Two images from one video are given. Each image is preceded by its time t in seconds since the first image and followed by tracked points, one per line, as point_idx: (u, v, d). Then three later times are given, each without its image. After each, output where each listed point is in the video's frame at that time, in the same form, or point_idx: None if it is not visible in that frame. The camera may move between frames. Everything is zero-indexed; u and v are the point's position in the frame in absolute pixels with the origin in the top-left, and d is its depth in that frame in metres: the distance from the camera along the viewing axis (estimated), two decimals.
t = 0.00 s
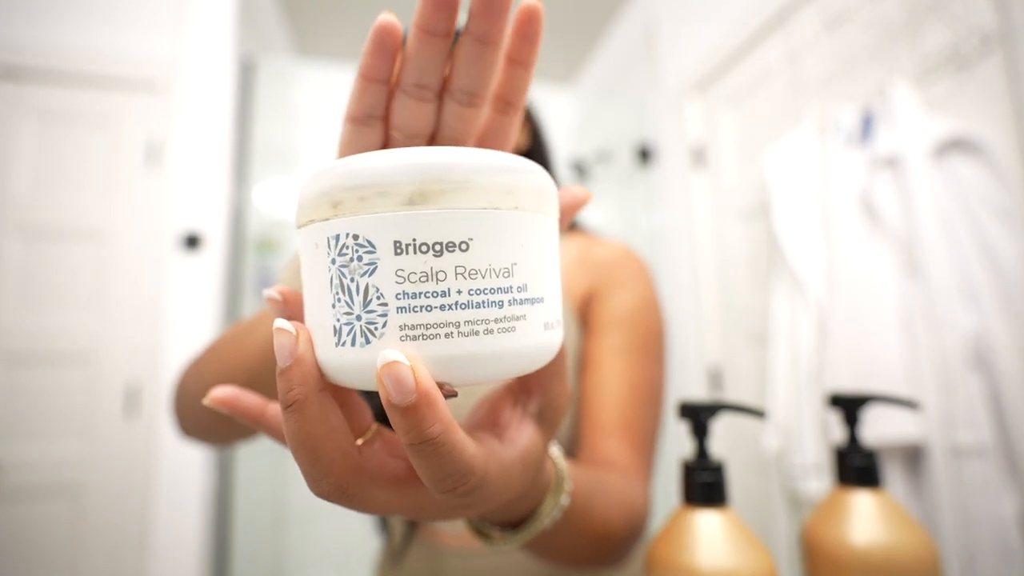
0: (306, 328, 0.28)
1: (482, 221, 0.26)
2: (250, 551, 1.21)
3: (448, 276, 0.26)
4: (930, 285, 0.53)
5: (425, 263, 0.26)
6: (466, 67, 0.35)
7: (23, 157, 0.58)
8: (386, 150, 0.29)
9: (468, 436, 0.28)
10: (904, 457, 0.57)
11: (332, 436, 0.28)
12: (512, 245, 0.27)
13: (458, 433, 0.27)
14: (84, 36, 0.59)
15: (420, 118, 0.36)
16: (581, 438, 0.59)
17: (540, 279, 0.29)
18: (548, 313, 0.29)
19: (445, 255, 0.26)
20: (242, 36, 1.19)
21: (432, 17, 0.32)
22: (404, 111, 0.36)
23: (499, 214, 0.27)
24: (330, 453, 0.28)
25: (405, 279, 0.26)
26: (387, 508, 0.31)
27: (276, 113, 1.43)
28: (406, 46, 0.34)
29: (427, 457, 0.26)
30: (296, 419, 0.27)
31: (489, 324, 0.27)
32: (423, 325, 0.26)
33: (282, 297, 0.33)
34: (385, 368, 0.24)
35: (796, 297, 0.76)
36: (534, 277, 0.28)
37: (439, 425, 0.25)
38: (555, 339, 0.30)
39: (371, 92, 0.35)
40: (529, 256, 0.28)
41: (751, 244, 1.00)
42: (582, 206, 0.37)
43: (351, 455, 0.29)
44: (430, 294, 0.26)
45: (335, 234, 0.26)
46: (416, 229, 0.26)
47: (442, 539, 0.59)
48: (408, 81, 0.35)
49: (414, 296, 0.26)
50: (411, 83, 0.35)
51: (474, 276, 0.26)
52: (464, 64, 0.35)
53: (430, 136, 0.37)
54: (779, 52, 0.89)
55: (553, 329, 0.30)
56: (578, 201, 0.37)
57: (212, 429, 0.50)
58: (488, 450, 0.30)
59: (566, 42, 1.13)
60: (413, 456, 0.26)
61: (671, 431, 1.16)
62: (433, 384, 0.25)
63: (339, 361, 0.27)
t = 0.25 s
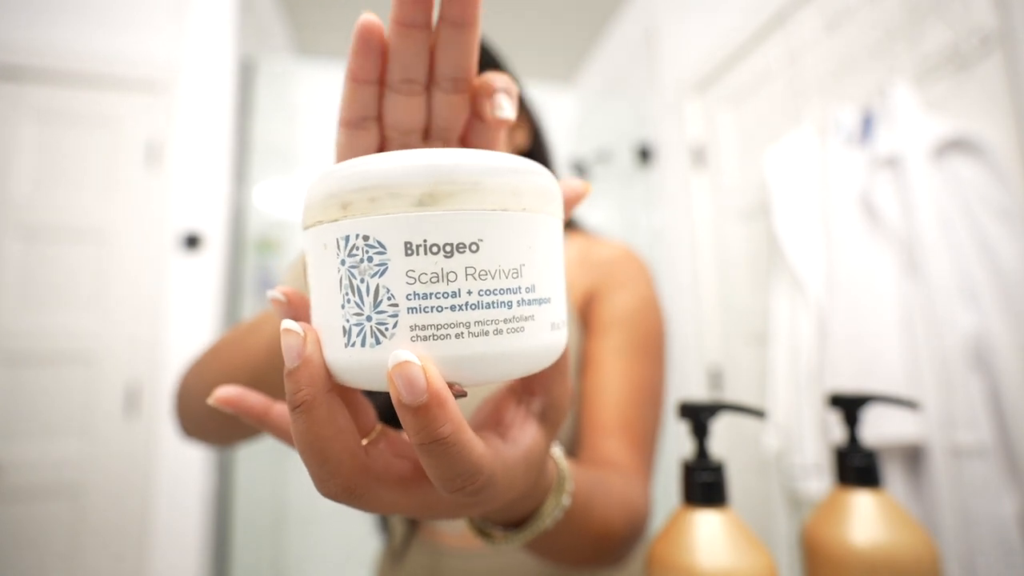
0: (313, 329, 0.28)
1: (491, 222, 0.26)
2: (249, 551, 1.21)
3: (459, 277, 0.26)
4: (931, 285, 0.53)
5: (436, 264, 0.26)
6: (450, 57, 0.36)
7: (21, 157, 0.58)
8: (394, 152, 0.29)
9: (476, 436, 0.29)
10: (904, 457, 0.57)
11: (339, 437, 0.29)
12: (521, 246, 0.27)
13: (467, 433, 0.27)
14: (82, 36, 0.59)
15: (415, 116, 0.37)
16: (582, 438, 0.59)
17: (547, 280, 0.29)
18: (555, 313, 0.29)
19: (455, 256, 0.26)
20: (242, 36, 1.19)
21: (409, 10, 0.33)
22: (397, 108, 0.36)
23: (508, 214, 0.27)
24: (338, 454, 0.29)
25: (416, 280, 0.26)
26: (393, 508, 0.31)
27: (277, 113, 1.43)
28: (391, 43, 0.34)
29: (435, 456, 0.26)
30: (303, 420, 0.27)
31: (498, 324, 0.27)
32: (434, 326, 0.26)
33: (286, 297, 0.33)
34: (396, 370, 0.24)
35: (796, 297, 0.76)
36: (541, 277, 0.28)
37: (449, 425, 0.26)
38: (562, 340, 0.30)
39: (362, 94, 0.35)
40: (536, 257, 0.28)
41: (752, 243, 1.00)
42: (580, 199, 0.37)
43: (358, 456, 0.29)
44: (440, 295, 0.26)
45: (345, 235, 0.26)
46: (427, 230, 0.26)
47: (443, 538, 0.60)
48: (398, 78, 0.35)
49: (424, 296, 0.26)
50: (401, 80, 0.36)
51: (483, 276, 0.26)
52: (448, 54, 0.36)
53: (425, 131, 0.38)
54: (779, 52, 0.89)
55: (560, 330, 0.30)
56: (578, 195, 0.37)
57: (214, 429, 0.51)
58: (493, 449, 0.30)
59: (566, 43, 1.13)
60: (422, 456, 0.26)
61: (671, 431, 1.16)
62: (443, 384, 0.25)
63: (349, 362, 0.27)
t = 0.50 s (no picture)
0: (315, 326, 0.28)
1: (493, 223, 0.26)
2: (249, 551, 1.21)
3: (460, 277, 0.26)
4: (931, 285, 0.53)
5: (438, 264, 0.26)
6: (455, 62, 0.35)
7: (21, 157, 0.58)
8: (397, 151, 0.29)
9: (476, 435, 0.29)
10: (904, 458, 0.57)
11: (341, 434, 0.28)
12: (522, 247, 0.27)
13: (468, 432, 0.27)
14: (82, 35, 0.59)
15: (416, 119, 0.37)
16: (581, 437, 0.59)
17: (548, 281, 0.29)
18: (555, 314, 0.29)
19: (457, 257, 0.26)
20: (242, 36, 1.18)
21: (414, 15, 0.33)
22: (399, 110, 0.36)
23: (510, 215, 0.27)
24: (339, 451, 0.28)
25: (417, 280, 0.26)
26: (394, 505, 0.31)
27: (276, 113, 1.43)
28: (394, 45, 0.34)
29: (436, 455, 0.26)
30: (305, 417, 0.27)
31: (499, 324, 0.27)
32: (435, 325, 0.26)
33: (291, 296, 0.33)
34: (398, 369, 0.24)
35: (796, 297, 0.76)
36: (543, 277, 0.28)
37: (450, 425, 0.26)
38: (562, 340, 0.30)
39: (365, 94, 0.36)
40: (538, 258, 0.28)
41: (752, 243, 1.00)
42: (583, 195, 0.38)
43: (358, 453, 0.29)
44: (442, 295, 0.26)
45: (347, 234, 0.26)
46: (429, 230, 0.26)
47: (443, 538, 0.60)
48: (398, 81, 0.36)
49: (426, 296, 0.26)
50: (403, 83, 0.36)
51: (485, 277, 0.26)
52: (452, 59, 0.35)
53: (427, 132, 0.38)
54: (779, 52, 0.89)
55: (560, 330, 0.30)
56: (578, 193, 0.37)
57: (213, 428, 0.51)
58: (493, 449, 0.30)
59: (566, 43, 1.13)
60: (422, 455, 0.26)
61: (671, 431, 1.16)
62: (444, 384, 0.25)
63: (351, 361, 0.27)
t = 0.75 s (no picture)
0: (319, 325, 0.28)
1: (499, 223, 0.26)
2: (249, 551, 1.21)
3: (466, 277, 0.26)
4: (931, 285, 0.53)
5: (444, 264, 0.26)
6: (458, 60, 0.35)
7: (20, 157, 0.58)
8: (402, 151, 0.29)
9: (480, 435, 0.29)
10: (904, 458, 0.57)
11: (345, 435, 0.28)
12: (528, 247, 0.27)
13: (472, 432, 0.27)
14: (81, 36, 0.59)
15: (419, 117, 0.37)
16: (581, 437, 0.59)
17: (553, 280, 0.29)
18: (560, 313, 0.29)
19: (463, 257, 0.26)
20: (242, 36, 1.19)
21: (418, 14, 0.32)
22: (401, 109, 0.36)
23: (516, 215, 0.27)
24: (343, 451, 0.28)
25: (423, 279, 0.26)
26: (398, 504, 0.31)
27: (276, 113, 1.43)
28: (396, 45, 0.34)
29: (440, 455, 0.26)
30: (309, 417, 0.27)
31: (504, 324, 0.27)
32: (441, 325, 0.26)
33: (292, 294, 0.33)
34: (404, 369, 0.24)
35: (796, 297, 0.76)
36: (547, 278, 0.28)
37: (455, 424, 0.26)
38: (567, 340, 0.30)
39: (367, 93, 0.35)
40: (542, 259, 0.28)
41: (752, 243, 1.00)
42: (586, 197, 0.37)
43: (362, 452, 0.29)
44: (448, 294, 0.26)
45: (353, 234, 0.26)
46: (435, 229, 0.26)
47: (444, 537, 0.60)
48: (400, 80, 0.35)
49: (432, 296, 0.26)
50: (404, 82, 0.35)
51: (491, 277, 0.26)
52: (455, 57, 0.35)
53: (429, 130, 0.38)
54: (779, 52, 0.89)
55: (564, 330, 0.30)
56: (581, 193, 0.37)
57: (214, 428, 0.51)
58: (496, 447, 0.30)
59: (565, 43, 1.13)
60: (427, 455, 0.26)
61: (671, 431, 1.16)
62: (450, 384, 0.25)
63: (356, 360, 0.27)
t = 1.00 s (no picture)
0: (318, 327, 0.28)
1: (497, 230, 0.26)
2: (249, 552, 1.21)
3: (463, 284, 0.26)
4: (931, 285, 0.53)
5: (441, 270, 0.26)
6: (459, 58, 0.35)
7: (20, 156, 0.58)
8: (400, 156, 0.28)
9: (477, 439, 0.29)
10: (904, 458, 0.57)
11: (342, 436, 0.28)
12: (526, 253, 0.27)
13: (468, 436, 0.27)
14: (81, 35, 0.59)
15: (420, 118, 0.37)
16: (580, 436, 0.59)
17: (551, 285, 0.29)
18: (558, 318, 0.29)
19: (460, 263, 0.26)
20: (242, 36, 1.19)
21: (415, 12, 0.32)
22: (402, 107, 0.36)
23: (512, 224, 0.27)
24: (340, 451, 0.28)
25: (421, 286, 0.26)
26: (396, 503, 0.31)
27: (276, 113, 1.43)
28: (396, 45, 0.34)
29: (437, 459, 0.26)
30: (307, 418, 0.27)
31: (501, 330, 0.27)
32: (438, 331, 0.26)
33: (291, 294, 0.33)
34: (400, 375, 0.24)
35: (796, 297, 0.76)
36: (544, 284, 0.28)
37: (450, 429, 0.26)
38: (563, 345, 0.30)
39: (367, 93, 0.36)
40: (540, 264, 0.28)
41: (752, 243, 1.00)
42: (590, 201, 0.38)
43: (360, 453, 0.29)
44: (445, 301, 0.26)
45: (352, 239, 0.26)
46: (433, 237, 0.25)
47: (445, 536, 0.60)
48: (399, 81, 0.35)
49: (429, 302, 0.26)
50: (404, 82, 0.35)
51: (487, 284, 0.26)
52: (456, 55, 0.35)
53: (430, 129, 0.38)
54: (779, 52, 0.90)
55: (561, 335, 0.30)
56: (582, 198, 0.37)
57: (214, 428, 0.51)
58: (493, 449, 0.30)
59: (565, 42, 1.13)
60: (423, 459, 0.26)
61: (671, 431, 1.16)
62: (445, 389, 0.25)
63: (354, 365, 0.27)
